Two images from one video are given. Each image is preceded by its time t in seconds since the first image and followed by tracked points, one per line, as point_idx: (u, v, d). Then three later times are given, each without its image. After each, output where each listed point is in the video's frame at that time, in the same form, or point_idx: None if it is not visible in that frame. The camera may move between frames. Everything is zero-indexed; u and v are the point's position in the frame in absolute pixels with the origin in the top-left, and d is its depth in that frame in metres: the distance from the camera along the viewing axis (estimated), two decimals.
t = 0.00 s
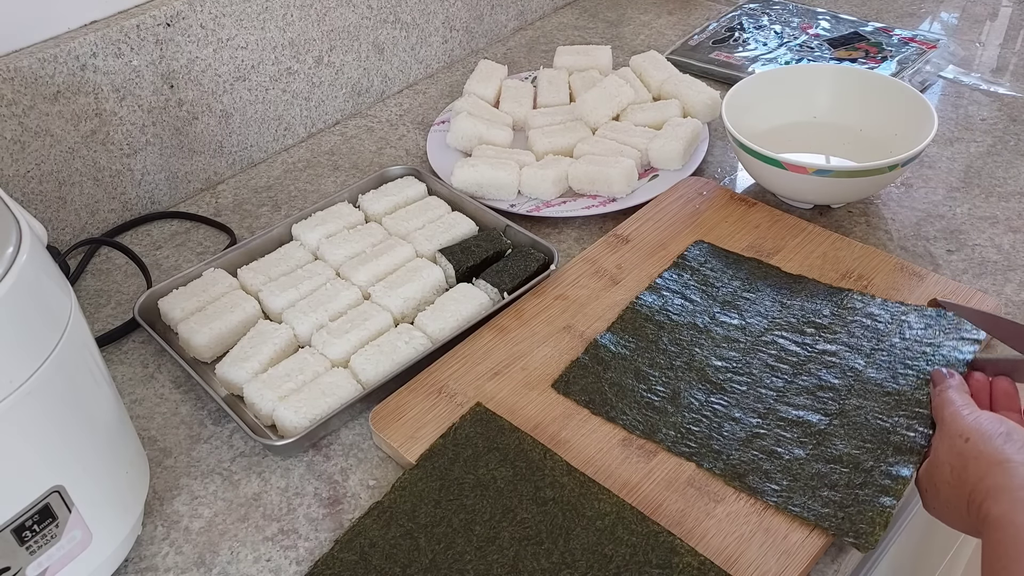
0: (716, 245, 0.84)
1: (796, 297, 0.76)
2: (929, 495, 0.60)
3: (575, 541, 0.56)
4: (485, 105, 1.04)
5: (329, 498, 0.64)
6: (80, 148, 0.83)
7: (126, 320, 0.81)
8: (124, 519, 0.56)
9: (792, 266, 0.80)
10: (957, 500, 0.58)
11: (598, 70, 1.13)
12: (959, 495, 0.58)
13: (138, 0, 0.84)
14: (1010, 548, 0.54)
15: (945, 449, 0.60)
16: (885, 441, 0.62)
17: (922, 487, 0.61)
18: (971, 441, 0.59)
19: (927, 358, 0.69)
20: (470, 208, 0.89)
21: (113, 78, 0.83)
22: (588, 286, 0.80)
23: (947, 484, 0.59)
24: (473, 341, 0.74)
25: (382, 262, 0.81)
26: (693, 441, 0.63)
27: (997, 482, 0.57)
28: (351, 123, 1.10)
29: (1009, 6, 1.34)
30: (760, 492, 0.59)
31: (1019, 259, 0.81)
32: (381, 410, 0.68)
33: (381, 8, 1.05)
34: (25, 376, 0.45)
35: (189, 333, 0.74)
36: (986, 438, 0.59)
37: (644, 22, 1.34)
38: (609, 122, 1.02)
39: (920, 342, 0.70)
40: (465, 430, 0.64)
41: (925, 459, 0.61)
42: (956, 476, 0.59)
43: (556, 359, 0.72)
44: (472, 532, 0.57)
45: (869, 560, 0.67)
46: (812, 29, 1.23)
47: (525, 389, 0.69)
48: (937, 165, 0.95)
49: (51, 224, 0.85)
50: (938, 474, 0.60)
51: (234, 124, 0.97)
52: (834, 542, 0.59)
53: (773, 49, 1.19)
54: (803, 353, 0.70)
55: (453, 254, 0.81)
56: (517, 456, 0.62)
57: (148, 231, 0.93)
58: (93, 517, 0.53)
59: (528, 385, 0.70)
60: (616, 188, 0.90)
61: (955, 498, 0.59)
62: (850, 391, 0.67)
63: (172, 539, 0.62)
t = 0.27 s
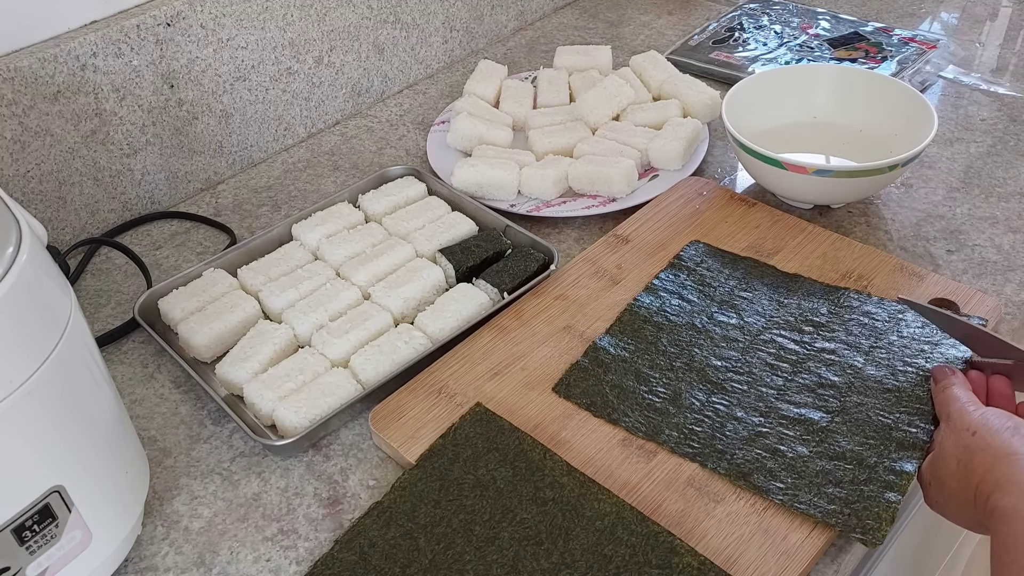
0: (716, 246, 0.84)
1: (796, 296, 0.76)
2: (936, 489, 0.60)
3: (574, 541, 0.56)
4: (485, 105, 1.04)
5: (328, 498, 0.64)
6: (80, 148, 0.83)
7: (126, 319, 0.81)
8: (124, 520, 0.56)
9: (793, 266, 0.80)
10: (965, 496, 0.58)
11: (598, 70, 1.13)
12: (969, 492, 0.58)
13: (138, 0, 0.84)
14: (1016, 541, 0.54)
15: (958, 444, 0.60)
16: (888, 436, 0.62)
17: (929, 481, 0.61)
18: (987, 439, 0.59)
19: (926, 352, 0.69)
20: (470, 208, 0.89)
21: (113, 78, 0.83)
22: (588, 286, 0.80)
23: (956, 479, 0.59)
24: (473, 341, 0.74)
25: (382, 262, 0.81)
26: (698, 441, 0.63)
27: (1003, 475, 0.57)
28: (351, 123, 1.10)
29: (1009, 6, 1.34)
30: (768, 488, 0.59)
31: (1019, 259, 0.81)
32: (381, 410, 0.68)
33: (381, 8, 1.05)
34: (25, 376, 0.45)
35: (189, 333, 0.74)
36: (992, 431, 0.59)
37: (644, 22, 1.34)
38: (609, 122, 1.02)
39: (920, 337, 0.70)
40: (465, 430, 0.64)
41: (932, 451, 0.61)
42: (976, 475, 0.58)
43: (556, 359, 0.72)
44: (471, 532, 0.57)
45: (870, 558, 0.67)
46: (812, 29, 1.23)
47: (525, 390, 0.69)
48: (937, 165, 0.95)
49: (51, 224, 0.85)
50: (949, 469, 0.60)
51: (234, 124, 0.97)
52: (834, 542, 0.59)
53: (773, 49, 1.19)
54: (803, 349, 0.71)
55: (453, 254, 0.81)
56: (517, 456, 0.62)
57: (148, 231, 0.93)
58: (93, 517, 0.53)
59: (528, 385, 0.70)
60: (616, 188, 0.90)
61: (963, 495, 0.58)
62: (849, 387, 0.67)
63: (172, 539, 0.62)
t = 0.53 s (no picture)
0: (714, 246, 0.84)
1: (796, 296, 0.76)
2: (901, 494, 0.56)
3: (574, 540, 0.56)
4: (485, 106, 1.04)
5: (329, 498, 0.64)
6: (80, 148, 0.83)
7: (126, 319, 0.81)
8: (124, 520, 0.56)
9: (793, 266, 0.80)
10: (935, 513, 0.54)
11: (598, 70, 1.13)
12: (936, 505, 0.54)
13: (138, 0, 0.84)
14: None
15: (946, 456, 0.56)
16: (846, 452, 0.62)
17: (893, 484, 0.57)
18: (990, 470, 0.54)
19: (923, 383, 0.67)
20: (470, 208, 0.89)
21: (113, 78, 0.83)
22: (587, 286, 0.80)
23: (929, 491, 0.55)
24: (473, 341, 0.74)
25: (382, 262, 0.81)
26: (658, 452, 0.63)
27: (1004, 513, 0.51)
28: (351, 123, 1.10)
29: (1009, 6, 1.34)
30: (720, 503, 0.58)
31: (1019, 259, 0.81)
32: (381, 410, 0.68)
33: (381, 8, 1.05)
34: (25, 376, 0.45)
35: (189, 333, 0.73)
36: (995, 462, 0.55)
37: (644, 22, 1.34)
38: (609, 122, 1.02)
39: (926, 372, 0.68)
40: (464, 430, 0.64)
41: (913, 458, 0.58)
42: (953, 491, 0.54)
43: (556, 359, 0.72)
44: (471, 532, 0.57)
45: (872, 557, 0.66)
46: (812, 29, 1.23)
47: (525, 390, 0.69)
48: (937, 165, 0.95)
49: (51, 224, 0.85)
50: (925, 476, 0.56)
51: (234, 124, 0.97)
52: (834, 541, 0.59)
53: (773, 49, 1.19)
54: (795, 364, 0.69)
55: (453, 254, 0.81)
56: (517, 456, 0.62)
57: (148, 230, 0.93)
58: (93, 517, 0.53)
59: (527, 386, 0.70)
60: (615, 188, 0.90)
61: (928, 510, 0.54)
62: (829, 403, 0.66)
63: (172, 539, 0.62)
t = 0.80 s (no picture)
0: (714, 246, 0.84)
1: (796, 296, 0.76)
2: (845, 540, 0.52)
3: (574, 541, 0.56)
4: (485, 106, 1.04)
5: (329, 498, 0.64)
6: (79, 148, 0.83)
7: (126, 319, 0.81)
8: (124, 520, 0.56)
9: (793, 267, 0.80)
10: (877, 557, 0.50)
11: (598, 70, 1.13)
12: (879, 553, 0.50)
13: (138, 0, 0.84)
14: None
15: (895, 500, 0.52)
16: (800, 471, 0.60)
17: (840, 527, 0.53)
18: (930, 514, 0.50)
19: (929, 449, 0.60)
20: (470, 208, 0.89)
21: (113, 77, 0.83)
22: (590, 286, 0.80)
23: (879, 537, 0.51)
24: (473, 341, 0.74)
25: (382, 262, 0.81)
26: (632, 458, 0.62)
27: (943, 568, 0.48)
28: (351, 123, 1.10)
29: (1008, 6, 1.34)
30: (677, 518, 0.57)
31: (1019, 259, 0.81)
32: (381, 410, 0.68)
33: (381, 8, 1.05)
34: (25, 376, 0.45)
35: (189, 333, 0.73)
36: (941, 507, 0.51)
37: (644, 22, 1.34)
38: (609, 122, 1.02)
39: (938, 445, 0.60)
40: (465, 430, 0.64)
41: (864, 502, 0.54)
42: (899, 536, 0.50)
43: (556, 358, 0.72)
44: (470, 532, 0.57)
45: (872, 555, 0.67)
46: (812, 29, 1.23)
47: (525, 390, 0.69)
48: (937, 165, 0.95)
49: (52, 224, 0.85)
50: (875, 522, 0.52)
51: (235, 124, 0.97)
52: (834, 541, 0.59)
53: (773, 49, 1.19)
54: (808, 399, 0.65)
55: (453, 255, 0.81)
56: (517, 456, 0.62)
57: (148, 230, 0.93)
58: (93, 518, 0.53)
59: (527, 386, 0.70)
60: (615, 189, 0.90)
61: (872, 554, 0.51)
62: (819, 438, 0.62)
63: (172, 539, 0.62)
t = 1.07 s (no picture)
0: (714, 246, 0.84)
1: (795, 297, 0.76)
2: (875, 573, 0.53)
3: (574, 541, 0.56)
4: (485, 106, 1.04)
5: (329, 498, 0.64)
6: (80, 148, 0.83)
7: (126, 319, 0.81)
8: (124, 520, 0.56)
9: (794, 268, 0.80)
10: None
11: (598, 70, 1.12)
12: None
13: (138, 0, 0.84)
14: None
15: (924, 530, 0.53)
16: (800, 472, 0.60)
17: (869, 560, 0.53)
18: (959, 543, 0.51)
19: (928, 466, 0.59)
20: (470, 209, 0.89)
21: (113, 78, 0.83)
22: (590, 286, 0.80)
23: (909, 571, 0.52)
24: (473, 341, 0.74)
25: (382, 262, 0.81)
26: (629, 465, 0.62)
27: None
28: (351, 123, 1.10)
29: (1009, 6, 1.34)
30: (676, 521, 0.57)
31: (1019, 259, 0.81)
32: (381, 410, 0.68)
33: (381, 8, 1.05)
34: (25, 376, 0.45)
35: (189, 333, 0.73)
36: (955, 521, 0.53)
37: (644, 22, 1.34)
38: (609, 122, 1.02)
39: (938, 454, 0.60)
40: (465, 430, 0.64)
41: (888, 534, 0.54)
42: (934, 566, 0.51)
43: (556, 358, 0.72)
44: (470, 532, 0.57)
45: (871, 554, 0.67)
46: (812, 29, 1.23)
47: (525, 390, 0.69)
48: (937, 165, 0.95)
49: (51, 224, 0.85)
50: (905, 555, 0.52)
51: (234, 124, 0.97)
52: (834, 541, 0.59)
53: (773, 49, 1.19)
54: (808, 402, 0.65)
55: (453, 255, 0.81)
56: (517, 456, 0.62)
57: (148, 230, 0.93)
58: (93, 518, 0.53)
59: (527, 386, 0.70)
60: (616, 189, 0.90)
61: None
62: (820, 450, 0.62)
63: (172, 539, 0.62)
